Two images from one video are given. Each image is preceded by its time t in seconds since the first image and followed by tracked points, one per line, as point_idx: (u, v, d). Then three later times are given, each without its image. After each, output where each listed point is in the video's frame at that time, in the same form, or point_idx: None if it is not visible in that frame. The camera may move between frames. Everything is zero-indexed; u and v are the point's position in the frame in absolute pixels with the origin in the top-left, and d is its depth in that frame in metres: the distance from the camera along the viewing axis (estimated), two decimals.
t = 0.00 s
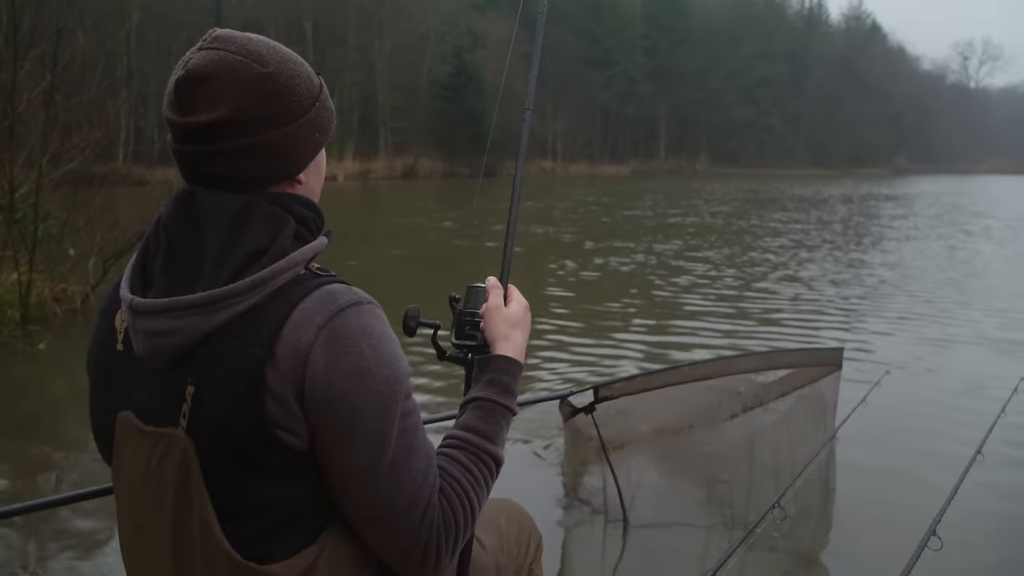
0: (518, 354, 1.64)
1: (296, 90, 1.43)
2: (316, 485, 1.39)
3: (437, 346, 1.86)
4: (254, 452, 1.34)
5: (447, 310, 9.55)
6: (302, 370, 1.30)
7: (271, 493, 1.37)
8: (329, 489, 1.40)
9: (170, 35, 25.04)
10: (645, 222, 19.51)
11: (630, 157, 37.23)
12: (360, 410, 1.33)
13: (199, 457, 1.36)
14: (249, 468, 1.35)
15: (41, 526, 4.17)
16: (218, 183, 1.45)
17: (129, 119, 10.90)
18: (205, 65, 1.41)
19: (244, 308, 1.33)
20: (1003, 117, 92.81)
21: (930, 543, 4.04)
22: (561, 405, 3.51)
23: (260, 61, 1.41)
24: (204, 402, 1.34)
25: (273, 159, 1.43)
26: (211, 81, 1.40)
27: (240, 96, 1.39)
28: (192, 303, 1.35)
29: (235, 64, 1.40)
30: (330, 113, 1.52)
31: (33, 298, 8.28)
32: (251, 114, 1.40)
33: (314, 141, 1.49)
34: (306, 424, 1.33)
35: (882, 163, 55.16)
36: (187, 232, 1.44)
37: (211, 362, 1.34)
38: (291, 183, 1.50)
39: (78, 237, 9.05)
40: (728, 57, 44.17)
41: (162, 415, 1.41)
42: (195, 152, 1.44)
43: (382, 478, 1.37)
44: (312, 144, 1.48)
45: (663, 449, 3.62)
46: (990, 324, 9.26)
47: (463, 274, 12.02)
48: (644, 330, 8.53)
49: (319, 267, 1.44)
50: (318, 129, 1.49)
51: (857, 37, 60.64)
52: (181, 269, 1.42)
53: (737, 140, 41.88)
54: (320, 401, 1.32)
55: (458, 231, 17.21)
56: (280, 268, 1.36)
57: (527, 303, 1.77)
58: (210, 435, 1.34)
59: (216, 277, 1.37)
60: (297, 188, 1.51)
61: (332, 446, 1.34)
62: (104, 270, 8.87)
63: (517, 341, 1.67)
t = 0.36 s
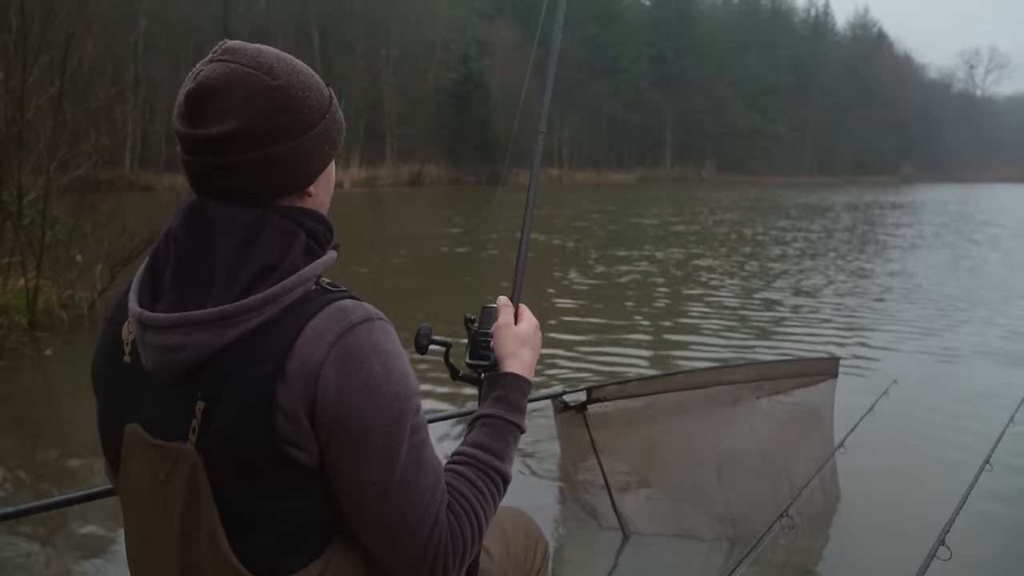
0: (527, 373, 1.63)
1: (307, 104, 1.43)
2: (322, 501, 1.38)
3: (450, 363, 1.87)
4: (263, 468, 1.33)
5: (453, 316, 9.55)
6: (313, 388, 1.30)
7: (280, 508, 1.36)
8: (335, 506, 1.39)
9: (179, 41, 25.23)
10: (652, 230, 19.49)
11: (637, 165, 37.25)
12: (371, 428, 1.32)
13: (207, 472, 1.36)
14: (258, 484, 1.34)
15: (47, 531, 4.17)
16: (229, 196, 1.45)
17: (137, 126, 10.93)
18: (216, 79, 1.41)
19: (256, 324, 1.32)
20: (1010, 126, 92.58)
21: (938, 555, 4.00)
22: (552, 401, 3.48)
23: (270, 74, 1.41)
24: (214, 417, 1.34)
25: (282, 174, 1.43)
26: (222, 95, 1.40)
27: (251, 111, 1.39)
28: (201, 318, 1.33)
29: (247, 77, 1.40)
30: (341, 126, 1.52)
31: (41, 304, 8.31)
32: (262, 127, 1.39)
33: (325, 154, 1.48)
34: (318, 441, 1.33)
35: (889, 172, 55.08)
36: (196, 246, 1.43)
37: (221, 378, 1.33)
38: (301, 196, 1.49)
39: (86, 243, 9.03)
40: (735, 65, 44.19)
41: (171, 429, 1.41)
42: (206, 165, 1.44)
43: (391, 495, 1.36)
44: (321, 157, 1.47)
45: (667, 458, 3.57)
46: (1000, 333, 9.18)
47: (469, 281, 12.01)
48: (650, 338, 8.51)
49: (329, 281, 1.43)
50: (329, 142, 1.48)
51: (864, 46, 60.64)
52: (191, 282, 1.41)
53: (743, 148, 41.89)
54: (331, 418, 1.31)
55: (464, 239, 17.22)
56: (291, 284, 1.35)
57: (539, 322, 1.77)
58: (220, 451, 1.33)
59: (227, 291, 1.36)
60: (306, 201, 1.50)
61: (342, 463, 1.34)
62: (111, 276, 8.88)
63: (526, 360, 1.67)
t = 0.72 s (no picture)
0: (537, 382, 1.64)
1: (294, 112, 1.42)
2: (322, 510, 1.38)
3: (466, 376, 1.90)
4: (265, 479, 1.34)
5: (457, 320, 9.53)
6: (312, 399, 1.30)
7: (280, 517, 1.37)
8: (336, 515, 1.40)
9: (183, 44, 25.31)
10: (656, 234, 19.46)
11: (640, 168, 37.27)
12: (370, 436, 1.32)
13: (206, 486, 1.37)
14: (259, 495, 1.35)
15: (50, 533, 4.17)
16: (220, 206, 1.44)
17: (141, 130, 10.94)
18: (201, 91, 1.41)
19: (254, 336, 1.33)
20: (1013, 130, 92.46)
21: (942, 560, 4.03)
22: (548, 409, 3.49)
23: (253, 83, 1.40)
24: (215, 431, 1.34)
25: (272, 184, 1.43)
26: (201, 110, 1.41)
27: (237, 120, 1.39)
28: (198, 330, 1.34)
29: (227, 88, 1.40)
30: (334, 131, 1.51)
31: (46, 306, 8.34)
32: (248, 137, 1.39)
33: (314, 162, 1.48)
34: (317, 452, 1.33)
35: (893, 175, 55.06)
36: (192, 257, 1.43)
37: (220, 391, 1.34)
38: (293, 205, 1.49)
39: (90, 246, 9.01)
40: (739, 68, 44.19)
41: (170, 441, 1.41)
42: (195, 178, 1.43)
43: (392, 505, 1.36)
44: (311, 165, 1.47)
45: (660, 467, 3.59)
46: (1006, 339, 9.13)
47: (473, 285, 11.99)
48: (654, 342, 8.47)
49: (327, 288, 1.44)
50: (319, 147, 1.48)
51: (867, 50, 60.64)
52: (188, 294, 1.42)
53: (747, 151, 41.86)
54: (331, 430, 1.31)
55: (468, 242, 17.21)
56: (287, 295, 1.35)
57: (552, 334, 1.79)
58: (221, 465, 1.34)
59: (223, 303, 1.36)
60: (299, 209, 1.50)
61: (343, 474, 1.34)
62: (116, 279, 8.88)
63: (538, 369, 1.68)
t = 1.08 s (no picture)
0: (548, 372, 1.69)
1: (274, 116, 1.42)
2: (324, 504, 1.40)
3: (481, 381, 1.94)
4: (266, 478, 1.34)
5: (456, 323, 9.54)
6: (314, 396, 1.31)
7: (284, 514, 1.37)
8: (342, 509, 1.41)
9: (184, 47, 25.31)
10: (655, 238, 19.46)
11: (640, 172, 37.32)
12: (373, 430, 1.33)
13: (203, 490, 1.37)
14: (262, 494, 1.35)
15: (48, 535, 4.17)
16: (206, 208, 1.44)
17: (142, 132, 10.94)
18: (179, 98, 1.41)
19: (252, 335, 1.33)
20: (1011, 135, 92.56)
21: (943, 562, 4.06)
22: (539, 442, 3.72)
23: (226, 91, 1.40)
24: (212, 434, 1.34)
25: (257, 189, 1.42)
26: (179, 117, 1.41)
27: (216, 123, 1.39)
28: (192, 331, 1.34)
29: (202, 98, 1.40)
30: (314, 132, 1.51)
31: (46, 308, 8.34)
32: (227, 142, 1.39)
33: (295, 165, 1.47)
34: (319, 448, 1.34)
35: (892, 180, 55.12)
36: (184, 260, 1.43)
37: (217, 392, 1.34)
38: (276, 209, 1.49)
39: (92, 248, 9.11)
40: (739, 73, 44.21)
41: (161, 446, 1.41)
42: (177, 182, 1.43)
43: (399, 497, 1.37)
44: (296, 167, 1.47)
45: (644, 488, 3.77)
46: (1006, 344, 9.12)
47: (472, 288, 12.00)
48: (652, 346, 8.48)
49: (318, 289, 1.45)
50: (301, 149, 1.48)
51: (867, 54, 60.79)
52: (181, 297, 1.42)
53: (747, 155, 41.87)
54: (334, 425, 1.32)
55: (466, 245, 17.21)
56: (283, 293, 1.37)
57: (565, 334, 1.83)
58: (222, 467, 1.34)
59: (219, 304, 1.37)
60: (282, 214, 1.49)
61: (345, 467, 1.35)
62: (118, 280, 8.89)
63: (549, 363, 1.72)
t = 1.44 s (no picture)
0: (551, 375, 1.80)
1: (304, 137, 1.49)
2: (329, 499, 1.45)
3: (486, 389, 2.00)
4: (276, 475, 1.37)
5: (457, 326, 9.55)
6: (329, 393, 1.35)
7: (290, 510, 1.40)
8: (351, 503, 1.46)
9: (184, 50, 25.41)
10: (654, 241, 19.44)
11: (641, 176, 37.27)
12: (384, 426, 1.38)
13: (207, 489, 1.38)
14: (271, 490, 1.38)
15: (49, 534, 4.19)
16: (226, 212, 1.48)
17: (144, 136, 10.89)
18: (217, 105, 1.47)
19: (267, 334, 1.37)
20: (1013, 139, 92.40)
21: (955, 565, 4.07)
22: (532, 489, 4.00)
23: (269, 106, 1.47)
24: (223, 431, 1.36)
25: (274, 199, 1.47)
26: (221, 120, 1.46)
27: (253, 135, 1.45)
28: (207, 327, 1.36)
29: (244, 105, 1.46)
30: (336, 160, 1.58)
31: (48, 312, 8.34)
32: (256, 152, 1.45)
33: (316, 185, 1.53)
34: (330, 445, 1.38)
35: (893, 183, 55.01)
36: (198, 259, 1.46)
37: (228, 390, 1.36)
38: (288, 223, 1.52)
39: (94, 251, 9.12)
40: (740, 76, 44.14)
41: (163, 445, 1.41)
42: (203, 184, 1.48)
43: (410, 493, 1.42)
44: (317, 184, 1.53)
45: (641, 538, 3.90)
46: (1005, 348, 9.11)
47: (472, 291, 12.00)
48: (651, 349, 8.48)
49: (326, 295, 1.48)
50: (323, 173, 1.54)
51: (867, 58, 60.73)
52: (193, 295, 1.44)
53: (747, 158, 41.82)
54: (349, 421, 1.36)
55: (467, 249, 17.23)
56: (295, 296, 1.41)
57: (564, 340, 1.94)
58: (231, 466, 1.37)
59: (234, 303, 1.40)
60: (292, 230, 1.53)
61: (355, 463, 1.38)
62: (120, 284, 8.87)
63: (548, 365, 1.82)
